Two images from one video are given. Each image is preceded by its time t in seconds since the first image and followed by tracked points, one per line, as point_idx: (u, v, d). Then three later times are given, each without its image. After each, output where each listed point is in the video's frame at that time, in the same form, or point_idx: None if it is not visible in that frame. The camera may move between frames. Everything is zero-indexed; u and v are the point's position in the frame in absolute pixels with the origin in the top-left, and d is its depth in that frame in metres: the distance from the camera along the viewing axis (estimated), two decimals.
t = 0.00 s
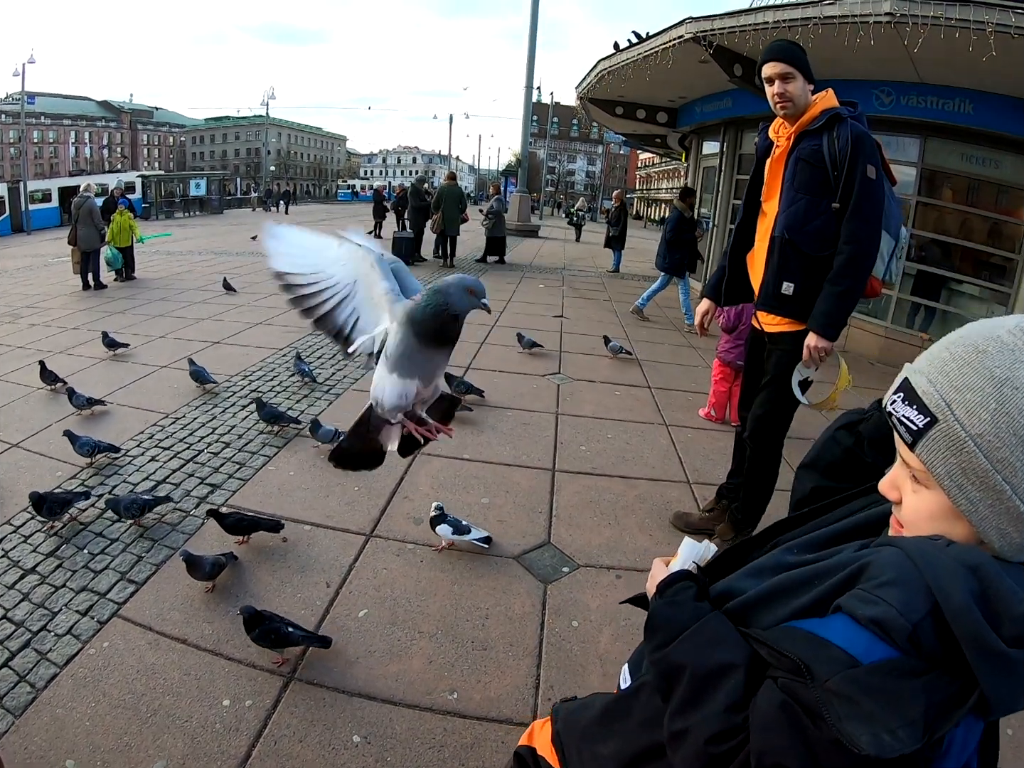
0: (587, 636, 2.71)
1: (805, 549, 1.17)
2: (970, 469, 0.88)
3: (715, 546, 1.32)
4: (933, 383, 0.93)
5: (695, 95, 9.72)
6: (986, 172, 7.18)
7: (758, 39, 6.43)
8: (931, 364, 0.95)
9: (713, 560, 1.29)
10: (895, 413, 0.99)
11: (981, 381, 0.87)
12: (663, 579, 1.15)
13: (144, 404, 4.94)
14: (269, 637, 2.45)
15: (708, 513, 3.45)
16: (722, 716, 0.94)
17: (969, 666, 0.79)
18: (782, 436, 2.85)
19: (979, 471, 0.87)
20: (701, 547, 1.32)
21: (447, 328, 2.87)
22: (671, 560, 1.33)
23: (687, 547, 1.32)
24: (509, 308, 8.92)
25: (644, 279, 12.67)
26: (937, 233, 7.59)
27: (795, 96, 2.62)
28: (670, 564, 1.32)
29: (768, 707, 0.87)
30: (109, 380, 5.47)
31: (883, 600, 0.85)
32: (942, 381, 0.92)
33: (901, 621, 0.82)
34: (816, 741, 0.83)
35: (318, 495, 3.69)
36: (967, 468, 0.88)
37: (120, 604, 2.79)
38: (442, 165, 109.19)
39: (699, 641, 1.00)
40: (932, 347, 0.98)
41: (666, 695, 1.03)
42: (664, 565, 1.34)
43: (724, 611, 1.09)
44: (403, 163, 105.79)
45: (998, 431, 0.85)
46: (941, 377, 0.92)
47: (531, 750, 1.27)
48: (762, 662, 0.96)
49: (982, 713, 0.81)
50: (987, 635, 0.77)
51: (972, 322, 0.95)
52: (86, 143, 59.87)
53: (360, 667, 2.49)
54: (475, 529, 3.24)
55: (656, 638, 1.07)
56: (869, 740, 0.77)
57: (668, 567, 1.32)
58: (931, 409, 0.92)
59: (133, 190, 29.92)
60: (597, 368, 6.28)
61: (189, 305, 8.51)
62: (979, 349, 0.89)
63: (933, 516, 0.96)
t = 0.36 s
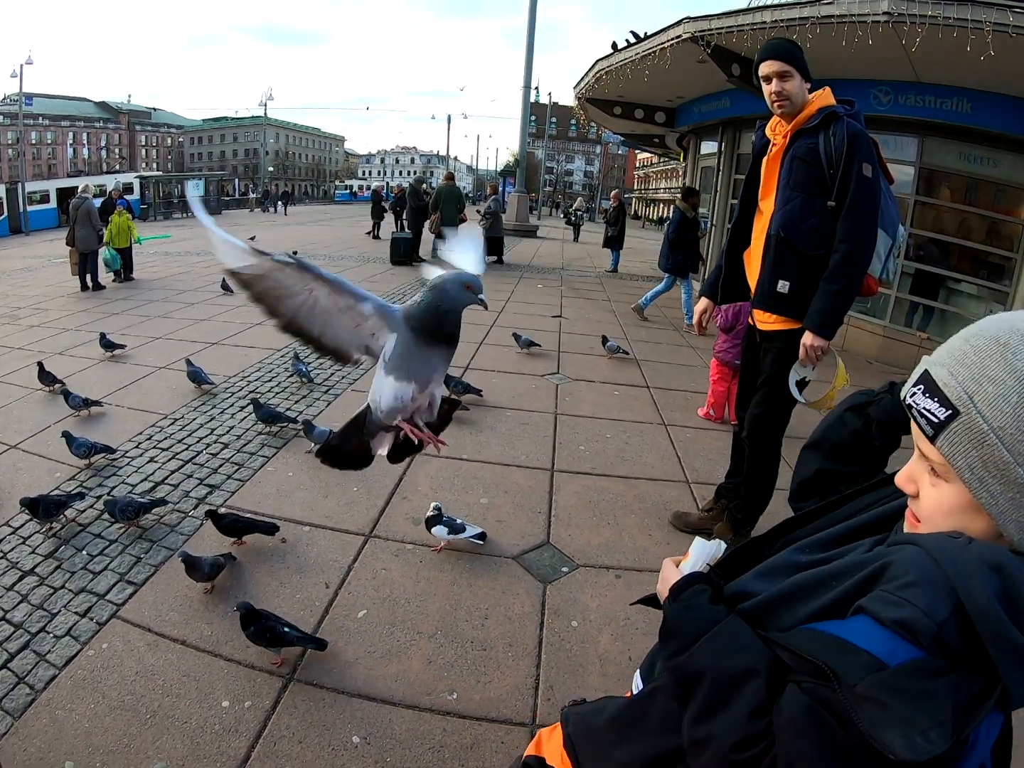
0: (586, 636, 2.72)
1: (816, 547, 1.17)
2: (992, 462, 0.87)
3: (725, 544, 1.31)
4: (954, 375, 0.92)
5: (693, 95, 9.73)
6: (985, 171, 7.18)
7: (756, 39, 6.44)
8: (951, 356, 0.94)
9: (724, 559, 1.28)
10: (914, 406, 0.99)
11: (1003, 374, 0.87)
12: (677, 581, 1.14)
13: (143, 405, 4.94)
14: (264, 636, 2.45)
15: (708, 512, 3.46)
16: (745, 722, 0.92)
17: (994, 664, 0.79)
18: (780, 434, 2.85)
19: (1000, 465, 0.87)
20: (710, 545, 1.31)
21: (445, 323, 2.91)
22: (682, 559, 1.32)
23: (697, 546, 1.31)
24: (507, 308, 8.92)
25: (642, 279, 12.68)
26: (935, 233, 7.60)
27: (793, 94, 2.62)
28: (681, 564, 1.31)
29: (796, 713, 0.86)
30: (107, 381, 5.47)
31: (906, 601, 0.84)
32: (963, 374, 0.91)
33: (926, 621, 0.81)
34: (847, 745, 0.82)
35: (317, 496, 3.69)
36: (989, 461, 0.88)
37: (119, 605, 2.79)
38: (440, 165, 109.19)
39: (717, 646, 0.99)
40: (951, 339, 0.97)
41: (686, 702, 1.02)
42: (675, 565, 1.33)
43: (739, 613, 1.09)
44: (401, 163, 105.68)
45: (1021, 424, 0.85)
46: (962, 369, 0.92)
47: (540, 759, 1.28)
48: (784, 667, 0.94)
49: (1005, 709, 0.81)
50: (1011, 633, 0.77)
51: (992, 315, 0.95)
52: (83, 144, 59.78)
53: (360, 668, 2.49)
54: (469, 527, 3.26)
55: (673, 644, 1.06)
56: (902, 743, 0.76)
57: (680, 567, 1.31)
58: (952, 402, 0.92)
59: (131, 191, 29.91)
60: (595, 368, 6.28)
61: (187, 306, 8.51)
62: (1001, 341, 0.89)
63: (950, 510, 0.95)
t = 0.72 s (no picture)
0: (586, 635, 2.72)
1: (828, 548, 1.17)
2: (1014, 453, 0.87)
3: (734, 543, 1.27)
4: (974, 367, 0.92)
5: (692, 95, 9.73)
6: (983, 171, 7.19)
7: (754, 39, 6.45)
8: (971, 348, 0.94)
9: (736, 559, 1.29)
10: (933, 398, 0.98)
11: None
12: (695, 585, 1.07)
13: (141, 406, 4.94)
14: (260, 633, 2.45)
15: (707, 512, 3.46)
16: (774, 730, 0.91)
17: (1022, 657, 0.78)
18: (776, 436, 2.85)
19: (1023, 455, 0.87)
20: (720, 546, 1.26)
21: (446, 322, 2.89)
22: (694, 564, 1.27)
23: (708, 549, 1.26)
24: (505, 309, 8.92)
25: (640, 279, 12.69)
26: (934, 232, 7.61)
27: (790, 92, 2.63)
28: (693, 570, 1.26)
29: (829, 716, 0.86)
30: (106, 382, 5.46)
31: (933, 599, 0.83)
32: (984, 365, 0.91)
33: (954, 618, 0.81)
34: (881, 744, 0.82)
35: (316, 496, 3.69)
36: (1011, 452, 0.88)
37: (119, 606, 2.79)
38: (438, 166, 109.22)
39: (740, 654, 0.96)
40: (967, 332, 0.98)
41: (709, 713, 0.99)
42: (686, 570, 1.28)
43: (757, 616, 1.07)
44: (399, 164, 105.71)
45: None
46: (983, 360, 0.92)
47: None
48: (809, 671, 0.92)
49: None
50: None
51: (1008, 307, 0.95)
52: (82, 145, 59.72)
53: (359, 668, 2.49)
54: (463, 525, 3.28)
55: (692, 654, 1.01)
56: (943, 743, 0.76)
57: (692, 573, 1.26)
58: (972, 393, 0.91)
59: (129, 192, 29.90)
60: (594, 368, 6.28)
61: (185, 307, 8.50)
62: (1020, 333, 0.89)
63: (966, 502, 0.96)
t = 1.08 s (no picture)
0: (585, 635, 2.72)
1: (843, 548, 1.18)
2: None
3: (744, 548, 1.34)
4: (994, 357, 0.93)
5: (690, 95, 9.73)
6: (981, 170, 7.20)
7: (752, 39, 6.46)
8: (991, 338, 0.95)
9: (749, 564, 1.30)
10: (953, 388, 0.99)
11: None
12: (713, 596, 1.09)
13: (139, 407, 4.93)
14: (258, 631, 2.45)
15: (705, 512, 3.46)
16: (804, 736, 0.92)
17: None
18: (776, 436, 2.85)
19: None
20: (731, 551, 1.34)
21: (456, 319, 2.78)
22: (708, 571, 1.34)
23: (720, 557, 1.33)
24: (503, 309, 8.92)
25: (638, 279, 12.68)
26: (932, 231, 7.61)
27: (788, 91, 2.64)
28: (707, 577, 1.33)
29: (857, 721, 0.86)
30: (104, 383, 5.46)
31: (957, 598, 0.83)
32: (1003, 355, 0.92)
33: (980, 616, 0.81)
34: (912, 746, 0.82)
35: (315, 497, 3.69)
36: None
37: (118, 607, 2.79)
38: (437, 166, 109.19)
39: (763, 662, 0.98)
40: (984, 323, 0.99)
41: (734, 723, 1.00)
42: (701, 577, 1.35)
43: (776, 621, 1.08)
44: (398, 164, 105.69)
45: None
46: (1002, 349, 0.92)
47: None
48: (834, 676, 0.93)
49: None
50: None
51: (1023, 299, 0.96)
52: (80, 145, 59.67)
53: (358, 669, 2.49)
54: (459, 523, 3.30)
55: (717, 664, 1.03)
56: (973, 742, 0.76)
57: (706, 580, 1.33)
58: (992, 382, 0.92)
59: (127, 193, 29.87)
60: (592, 368, 6.28)
61: (184, 308, 8.50)
62: None
63: (985, 493, 0.95)
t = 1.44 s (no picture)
0: (585, 635, 2.72)
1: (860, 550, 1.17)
2: None
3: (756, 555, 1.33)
4: (1012, 345, 0.94)
5: (689, 95, 9.74)
6: (980, 169, 7.20)
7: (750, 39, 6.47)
8: (1011, 327, 0.96)
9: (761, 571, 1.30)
10: (972, 377, 0.99)
11: None
12: (733, 610, 1.10)
13: (139, 408, 4.93)
14: (255, 631, 2.46)
15: (705, 512, 3.45)
16: (833, 746, 0.90)
17: None
18: (777, 435, 2.86)
19: None
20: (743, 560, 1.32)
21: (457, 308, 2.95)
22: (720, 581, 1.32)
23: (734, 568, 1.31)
24: (502, 309, 8.91)
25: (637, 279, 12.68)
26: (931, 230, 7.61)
27: (786, 90, 2.64)
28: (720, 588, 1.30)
29: (884, 728, 0.85)
30: (104, 384, 5.46)
31: (983, 600, 0.83)
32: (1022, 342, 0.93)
33: (1006, 618, 0.80)
34: (942, 751, 0.81)
35: (314, 498, 3.69)
36: None
37: (118, 608, 2.78)
38: (436, 166, 109.15)
39: (785, 672, 0.97)
40: (1000, 314, 1.00)
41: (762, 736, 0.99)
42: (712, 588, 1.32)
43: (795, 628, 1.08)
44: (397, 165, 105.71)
45: None
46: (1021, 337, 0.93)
47: None
48: (859, 683, 0.93)
49: None
50: None
51: None
52: (79, 147, 59.64)
53: (358, 669, 2.49)
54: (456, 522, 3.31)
55: (738, 678, 1.03)
56: (1006, 745, 0.74)
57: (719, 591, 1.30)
58: (1012, 370, 0.93)
59: (126, 194, 29.92)
60: (591, 368, 6.28)
61: (183, 309, 8.50)
62: None
63: (1005, 484, 0.95)
